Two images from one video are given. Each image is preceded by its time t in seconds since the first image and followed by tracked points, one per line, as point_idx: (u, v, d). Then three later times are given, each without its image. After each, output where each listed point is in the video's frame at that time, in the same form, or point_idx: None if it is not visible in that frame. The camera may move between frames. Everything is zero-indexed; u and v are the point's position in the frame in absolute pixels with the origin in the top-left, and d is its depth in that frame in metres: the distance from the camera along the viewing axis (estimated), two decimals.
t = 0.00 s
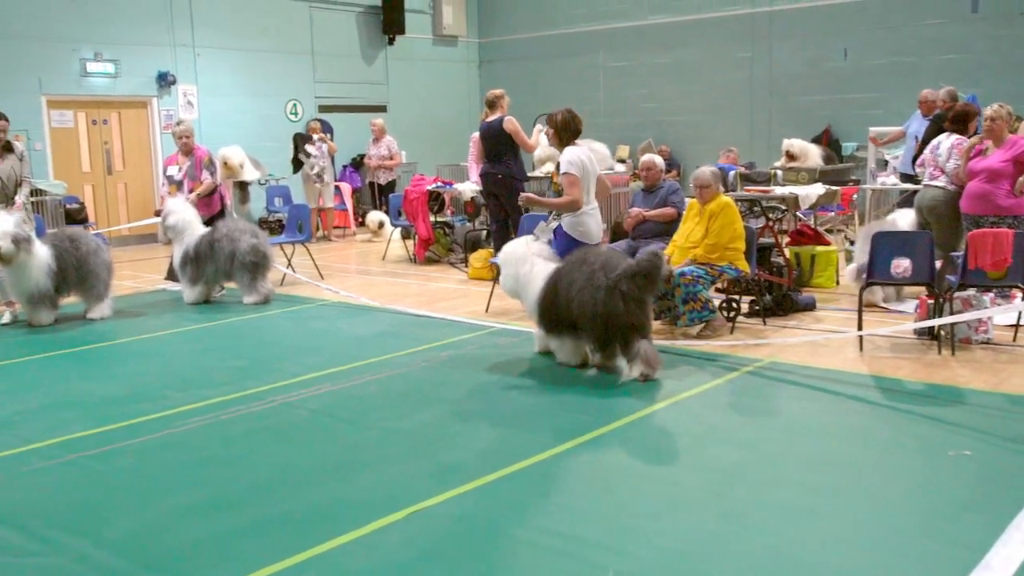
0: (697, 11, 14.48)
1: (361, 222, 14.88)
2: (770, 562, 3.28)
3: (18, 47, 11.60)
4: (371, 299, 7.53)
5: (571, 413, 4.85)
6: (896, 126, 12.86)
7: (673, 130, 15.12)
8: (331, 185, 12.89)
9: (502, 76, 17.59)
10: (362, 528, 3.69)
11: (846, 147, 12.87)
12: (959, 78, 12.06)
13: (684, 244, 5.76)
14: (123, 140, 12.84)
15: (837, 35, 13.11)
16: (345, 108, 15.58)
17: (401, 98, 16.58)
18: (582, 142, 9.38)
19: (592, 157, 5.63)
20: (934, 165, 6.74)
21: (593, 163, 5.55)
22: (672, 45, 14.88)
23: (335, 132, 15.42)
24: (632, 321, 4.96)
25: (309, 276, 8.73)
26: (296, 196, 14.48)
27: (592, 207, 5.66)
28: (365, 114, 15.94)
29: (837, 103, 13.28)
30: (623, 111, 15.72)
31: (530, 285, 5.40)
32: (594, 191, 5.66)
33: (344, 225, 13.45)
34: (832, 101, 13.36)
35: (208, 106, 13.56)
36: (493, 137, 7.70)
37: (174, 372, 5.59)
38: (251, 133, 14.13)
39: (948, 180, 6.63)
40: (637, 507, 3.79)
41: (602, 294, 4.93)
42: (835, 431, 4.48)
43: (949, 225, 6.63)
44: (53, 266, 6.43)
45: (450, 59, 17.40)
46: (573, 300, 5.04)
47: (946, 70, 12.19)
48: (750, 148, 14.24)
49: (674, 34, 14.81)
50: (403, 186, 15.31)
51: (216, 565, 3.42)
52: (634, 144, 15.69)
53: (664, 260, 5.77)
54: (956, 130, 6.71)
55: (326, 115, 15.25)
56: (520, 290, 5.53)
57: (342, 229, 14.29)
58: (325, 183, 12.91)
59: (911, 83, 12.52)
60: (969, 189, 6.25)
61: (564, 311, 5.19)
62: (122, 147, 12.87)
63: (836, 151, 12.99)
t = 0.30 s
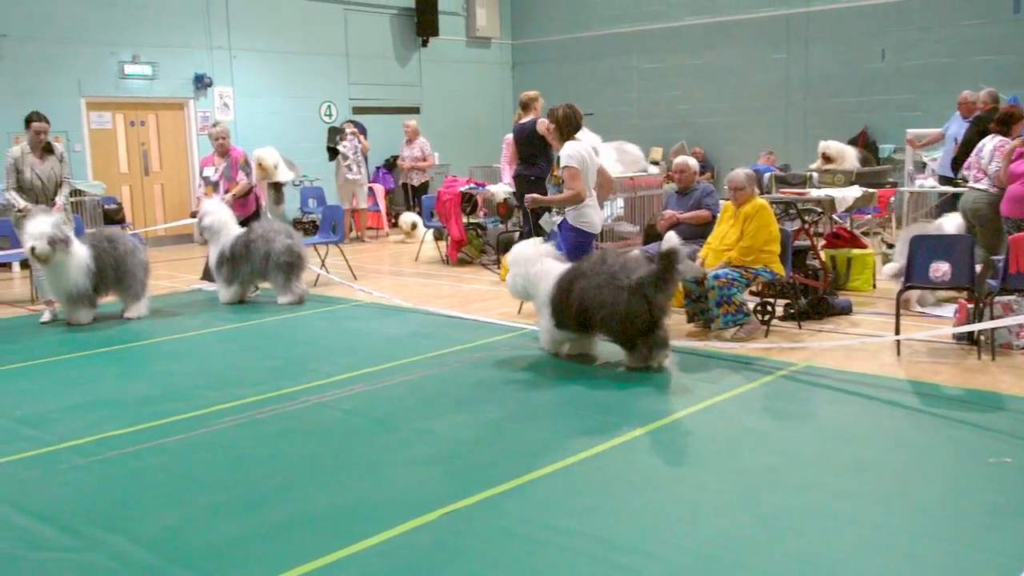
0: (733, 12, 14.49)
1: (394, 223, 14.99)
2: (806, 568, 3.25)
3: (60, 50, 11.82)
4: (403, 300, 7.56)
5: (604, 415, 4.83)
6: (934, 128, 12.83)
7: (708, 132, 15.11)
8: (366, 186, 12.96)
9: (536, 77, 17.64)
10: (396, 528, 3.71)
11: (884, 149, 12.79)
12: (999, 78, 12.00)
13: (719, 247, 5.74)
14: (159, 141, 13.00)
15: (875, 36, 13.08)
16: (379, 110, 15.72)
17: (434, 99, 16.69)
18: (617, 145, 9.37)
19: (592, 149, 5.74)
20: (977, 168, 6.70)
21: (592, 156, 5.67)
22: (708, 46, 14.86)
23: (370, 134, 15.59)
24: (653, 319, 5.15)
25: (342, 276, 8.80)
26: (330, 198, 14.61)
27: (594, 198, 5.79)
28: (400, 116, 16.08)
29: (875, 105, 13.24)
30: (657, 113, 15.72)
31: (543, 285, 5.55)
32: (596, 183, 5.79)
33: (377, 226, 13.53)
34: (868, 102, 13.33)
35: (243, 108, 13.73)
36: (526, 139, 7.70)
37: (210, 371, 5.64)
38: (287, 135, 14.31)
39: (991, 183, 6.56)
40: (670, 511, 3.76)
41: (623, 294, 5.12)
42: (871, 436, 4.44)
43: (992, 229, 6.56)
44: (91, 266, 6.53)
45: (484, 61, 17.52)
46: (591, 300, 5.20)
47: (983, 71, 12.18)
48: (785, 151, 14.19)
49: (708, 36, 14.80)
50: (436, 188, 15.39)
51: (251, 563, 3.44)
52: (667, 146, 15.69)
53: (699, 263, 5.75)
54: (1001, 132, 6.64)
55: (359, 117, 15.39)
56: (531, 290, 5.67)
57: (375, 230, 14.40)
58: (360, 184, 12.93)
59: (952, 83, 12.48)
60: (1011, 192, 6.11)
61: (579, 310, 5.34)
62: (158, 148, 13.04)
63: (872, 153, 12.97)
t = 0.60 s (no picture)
0: (766, 10, 14.51)
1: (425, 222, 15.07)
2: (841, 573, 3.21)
3: (99, 50, 12.05)
4: (434, 299, 7.58)
5: (636, 416, 4.81)
6: (971, 127, 12.75)
7: (740, 131, 15.12)
8: (395, 186, 13.22)
9: (568, 76, 17.69)
10: (428, 528, 3.71)
11: (920, 148, 12.69)
12: None
13: (752, 247, 5.69)
14: (194, 140, 13.18)
15: (911, 33, 13.03)
16: (411, 109, 15.85)
17: (465, 98, 16.80)
18: (648, 144, 9.28)
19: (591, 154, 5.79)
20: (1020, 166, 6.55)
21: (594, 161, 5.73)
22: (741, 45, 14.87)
23: (402, 133, 15.71)
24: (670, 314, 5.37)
25: (373, 275, 8.84)
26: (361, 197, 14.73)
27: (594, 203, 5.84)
28: (433, 115, 16.23)
29: (911, 104, 13.17)
30: (689, 112, 15.75)
31: (557, 280, 5.64)
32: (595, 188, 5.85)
33: (408, 225, 13.60)
34: (903, 101, 13.24)
35: (275, 107, 13.92)
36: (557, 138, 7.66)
37: (243, 369, 5.68)
38: (321, 135, 14.49)
39: None
40: (703, 514, 3.74)
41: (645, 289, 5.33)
42: (908, 439, 4.38)
43: None
44: (127, 265, 6.61)
45: (517, 61, 17.65)
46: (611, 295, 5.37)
47: (1020, 69, 12.12)
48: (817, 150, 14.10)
49: (740, 35, 14.82)
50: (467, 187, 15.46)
51: (284, 560, 3.46)
52: (699, 145, 15.69)
53: (731, 264, 5.72)
54: None
55: (392, 117, 15.54)
56: (541, 285, 5.73)
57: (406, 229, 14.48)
58: (391, 184, 13.21)
59: (990, 82, 12.41)
60: None
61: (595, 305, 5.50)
62: (193, 148, 13.22)
63: (908, 153, 12.91)
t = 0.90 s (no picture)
0: (802, 12, 14.47)
1: (458, 225, 15.13)
2: None
3: (138, 55, 12.32)
4: (467, 302, 7.59)
5: (671, 421, 4.78)
6: (1011, 128, 12.60)
7: (774, 134, 15.07)
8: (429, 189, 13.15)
9: (601, 80, 17.73)
10: (462, 531, 3.71)
11: (958, 151, 12.55)
12: None
13: (788, 251, 5.65)
14: (230, 144, 13.42)
15: (948, 35, 12.95)
16: (443, 113, 15.96)
17: (497, 102, 16.92)
18: (681, 146, 9.24)
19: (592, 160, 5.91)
20: None
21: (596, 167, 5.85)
22: (775, 47, 14.85)
23: (435, 136, 15.83)
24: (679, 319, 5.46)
25: (406, 278, 8.88)
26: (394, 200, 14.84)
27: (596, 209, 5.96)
28: (466, 119, 16.36)
29: (949, 106, 13.06)
30: (722, 115, 15.71)
31: (569, 283, 5.67)
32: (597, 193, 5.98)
33: (441, 228, 13.67)
34: (941, 103, 13.13)
35: (310, 111, 14.12)
36: (591, 141, 7.67)
37: (278, 371, 5.73)
38: (355, 139, 14.67)
39: None
40: (739, 520, 3.70)
41: (656, 294, 5.40)
42: (949, 446, 4.31)
43: None
44: (165, 268, 6.68)
45: (550, 64, 17.74)
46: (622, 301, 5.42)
47: None
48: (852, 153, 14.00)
49: (773, 38, 14.82)
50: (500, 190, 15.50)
51: (320, 562, 3.48)
52: (732, 148, 15.65)
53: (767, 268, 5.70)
54: None
55: (425, 120, 15.67)
56: (550, 287, 5.72)
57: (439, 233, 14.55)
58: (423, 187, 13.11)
59: None
60: None
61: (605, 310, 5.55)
62: (229, 152, 13.44)
63: (947, 156, 12.80)
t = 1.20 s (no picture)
0: (837, 14, 14.37)
1: (489, 229, 15.17)
2: None
3: (175, 60, 12.48)
4: (499, 306, 7.60)
5: (706, 426, 4.75)
6: None
7: (808, 137, 14.96)
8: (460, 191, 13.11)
9: (633, 83, 17.72)
10: (496, 534, 3.71)
11: (996, 154, 12.39)
12: None
13: (823, 256, 5.62)
14: (264, 148, 13.56)
15: (987, 37, 12.80)
16: (474, 117, 16.04)
17: (529, 105, 16.97)
18: (716, 150, 9.14)
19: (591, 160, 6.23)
20: None
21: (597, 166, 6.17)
22: (810, 50, 14.77)
23: (467, 140, 15.90)
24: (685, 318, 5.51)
25: (438, 282, 8.91)
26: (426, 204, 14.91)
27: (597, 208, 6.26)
28: (498, 123, 16.42)
29: (988, 108, 12.91)
30: (756, 119, 15.63)
31: (576, 286, 5.70)
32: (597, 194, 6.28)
33: (473, 232, 13.71)
34: (980, 105, 12.98)
35: (343, 116, 14.26)
36: (624, 145, 7.66)
37: (312, 374, 5.76)
38: (387, 143, 14.78)
39: None
40: (775, 527, 3.67)
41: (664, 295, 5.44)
42: (990, 454, 4.25)
43: None
44: (199, 271, 6.74)
45: (582, 67, 17.76)
46: (630, 303, 5.47)
47: None
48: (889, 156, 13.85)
49: (808, 41, 14.74)
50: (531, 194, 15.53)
51: (354, 564, 3.50)
52: (765, 151, 15.57)
53: (801, 275, 5.67)
54: None
55: (456, 124, 15.75)
56: (557, 291, 5.76)
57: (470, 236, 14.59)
58: (455, 189, 13.09)
59: None
60: None
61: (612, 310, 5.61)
62: (262, 156, 13.60)
63: (986, 159, 12.64)
